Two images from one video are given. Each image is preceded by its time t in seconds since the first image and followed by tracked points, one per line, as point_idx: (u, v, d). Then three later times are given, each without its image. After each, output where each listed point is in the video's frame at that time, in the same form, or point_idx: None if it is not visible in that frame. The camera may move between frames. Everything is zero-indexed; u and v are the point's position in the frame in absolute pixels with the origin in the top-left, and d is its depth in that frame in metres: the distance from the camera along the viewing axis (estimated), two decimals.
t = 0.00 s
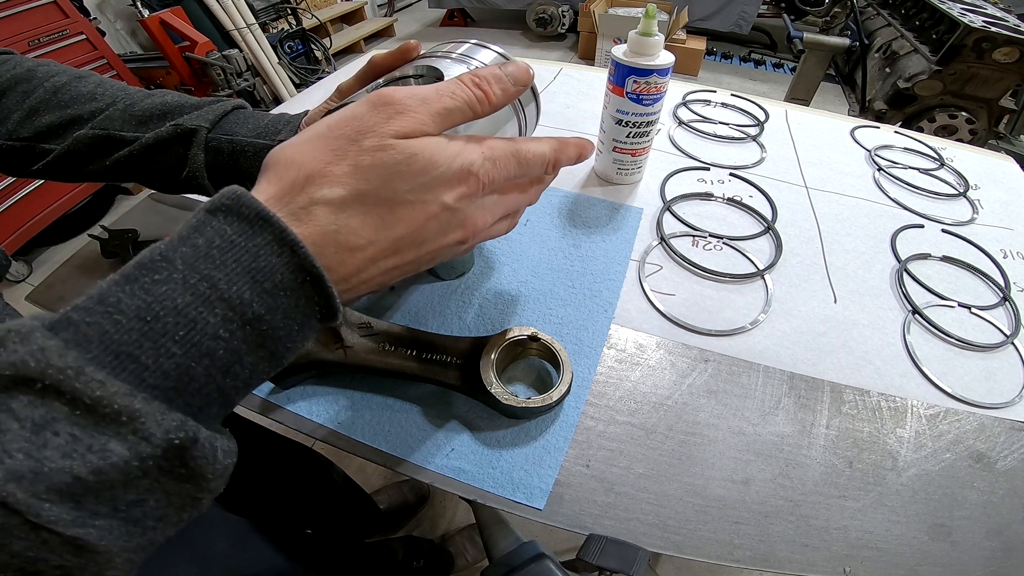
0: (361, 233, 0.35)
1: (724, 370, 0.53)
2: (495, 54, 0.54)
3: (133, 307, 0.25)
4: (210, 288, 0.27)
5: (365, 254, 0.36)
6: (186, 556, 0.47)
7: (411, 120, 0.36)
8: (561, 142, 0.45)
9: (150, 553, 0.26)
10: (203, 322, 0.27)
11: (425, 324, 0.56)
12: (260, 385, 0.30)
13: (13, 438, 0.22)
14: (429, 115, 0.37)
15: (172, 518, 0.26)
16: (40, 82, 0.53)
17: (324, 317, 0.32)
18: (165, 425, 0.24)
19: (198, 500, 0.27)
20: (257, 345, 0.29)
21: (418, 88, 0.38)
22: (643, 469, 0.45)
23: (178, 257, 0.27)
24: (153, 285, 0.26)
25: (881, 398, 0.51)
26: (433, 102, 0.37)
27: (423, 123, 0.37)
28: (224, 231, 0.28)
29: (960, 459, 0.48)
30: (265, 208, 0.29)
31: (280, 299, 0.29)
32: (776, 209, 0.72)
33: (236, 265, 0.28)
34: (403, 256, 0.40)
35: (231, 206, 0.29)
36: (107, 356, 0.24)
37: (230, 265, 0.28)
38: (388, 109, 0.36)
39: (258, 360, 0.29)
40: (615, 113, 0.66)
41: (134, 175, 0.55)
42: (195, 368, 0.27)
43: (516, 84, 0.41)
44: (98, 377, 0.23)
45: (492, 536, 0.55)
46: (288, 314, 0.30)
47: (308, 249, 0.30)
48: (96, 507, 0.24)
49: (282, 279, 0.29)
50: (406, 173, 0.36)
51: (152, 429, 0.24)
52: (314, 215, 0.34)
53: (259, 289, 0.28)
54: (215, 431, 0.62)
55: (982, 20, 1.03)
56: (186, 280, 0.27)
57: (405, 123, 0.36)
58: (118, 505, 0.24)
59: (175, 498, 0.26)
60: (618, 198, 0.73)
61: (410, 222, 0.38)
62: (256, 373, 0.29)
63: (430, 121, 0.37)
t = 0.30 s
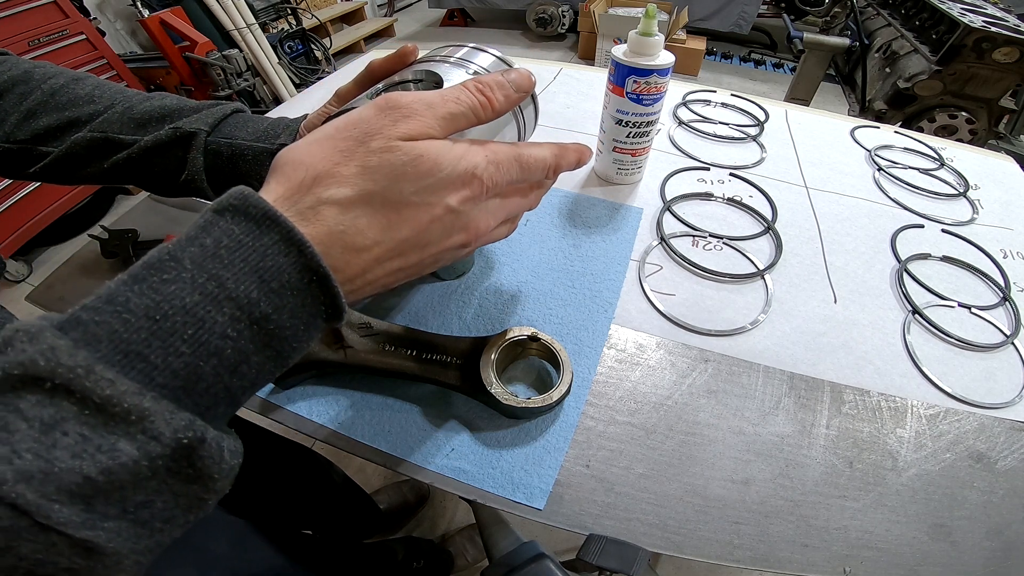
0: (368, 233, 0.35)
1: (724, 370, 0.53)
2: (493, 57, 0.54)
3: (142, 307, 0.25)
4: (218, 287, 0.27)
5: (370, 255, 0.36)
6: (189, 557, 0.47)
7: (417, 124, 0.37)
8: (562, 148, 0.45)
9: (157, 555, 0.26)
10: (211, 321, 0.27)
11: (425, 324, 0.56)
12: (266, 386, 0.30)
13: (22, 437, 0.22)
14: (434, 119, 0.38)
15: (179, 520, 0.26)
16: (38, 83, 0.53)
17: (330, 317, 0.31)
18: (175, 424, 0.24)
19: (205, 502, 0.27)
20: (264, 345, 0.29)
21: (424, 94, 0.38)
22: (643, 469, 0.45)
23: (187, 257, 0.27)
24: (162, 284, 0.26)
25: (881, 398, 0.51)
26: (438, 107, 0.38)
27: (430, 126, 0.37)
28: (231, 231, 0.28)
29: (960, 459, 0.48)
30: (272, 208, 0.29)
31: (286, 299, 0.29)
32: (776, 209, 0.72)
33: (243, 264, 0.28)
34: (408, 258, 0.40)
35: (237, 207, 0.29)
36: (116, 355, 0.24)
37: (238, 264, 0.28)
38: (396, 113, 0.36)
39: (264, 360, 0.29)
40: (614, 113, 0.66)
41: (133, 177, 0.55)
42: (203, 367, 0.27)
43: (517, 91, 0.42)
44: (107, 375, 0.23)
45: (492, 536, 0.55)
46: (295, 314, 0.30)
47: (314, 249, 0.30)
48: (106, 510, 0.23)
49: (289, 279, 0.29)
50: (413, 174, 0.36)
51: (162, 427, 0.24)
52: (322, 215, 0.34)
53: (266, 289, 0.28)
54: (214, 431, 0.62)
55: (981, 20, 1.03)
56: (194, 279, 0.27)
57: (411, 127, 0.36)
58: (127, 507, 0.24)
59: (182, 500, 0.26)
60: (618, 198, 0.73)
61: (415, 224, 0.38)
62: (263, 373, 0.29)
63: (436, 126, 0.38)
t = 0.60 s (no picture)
0: (371, 233, 0.35)
1: (724, 370, 0.53)
2: (494, 60, 0.54)
3: (150, 305, 0.25)
4: (224, 285, 0.27)
5: (373, 255, 0.36)
6: (191, 557, 0.47)
7: (420, 126, 0.37)
8: (562, 151, 0.45)
9: (162, 554, 0.26)
10: (218, 319, 0.27)
11: (425, 324, 0.56)
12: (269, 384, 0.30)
13: (29, 435, 0.22)
14: (437, 122, 0.38)
15: (183, 519, 0.26)
16: (41, 83, 0.53)
17: (333, 317, 0.32)
18: (181, 421, 0.24)
19: (210, 501, 0.27)
20: (269, 344, 0.29)
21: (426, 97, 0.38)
22: (643, 469, 0.45)
23: (194, 256, 0.27)
24: (169, 282, 0.26)
25: (881, 398, 0.51)
26: (441, 110, 0.38)
27: (432, 129, 0.37)
28: (237, 231, 0.28)
29: (960, 459, 0.48)
30: (278, 208, 0.29)
31: (292, 298, 0.29)
32: (776, 209, 0.72)
33: (249, 263, 0.28)
34: (410, 259, 0.40)
35: (244, 206, 0.29)
36: (124, 352, 0.24)
37: (244, 263, 0.28)
38: (399, 115, 0.36)
39: (268, 359, 0.29)
40: (615, 113, 0.66)
41: (135, 177, 0.55)
42: (209, 365, 0.27)
43: (519, 95, 0.42)
44: (115, 372, 0.23)
45: (492, 536, 0.55)
46: (299, 312, 0.30)
47: (319, 249, 0.30)
48: (111, 508, 0.23)
49: (294, 278, 0.29)
50: (415, 176, 0.36)
51: (168, 424, 0.24)
52: (325, 215, 0.34)
53: (271, 288, 0.28)
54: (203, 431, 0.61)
55: (982, 20, 1.03)
56: (201, 278, 0.27)
57: (415, 129, 0.36)
58: (133, 506, 0.24)
59: (187, 498, 0.26)
60: (618, 198, 0.73)
61: (417, 225, 0.38)
62: (266, 372, 0.29)
63: (438, 129, 0.38)
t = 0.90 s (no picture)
0: (376, 238, 0.35)
1: (724, 370, 0.53)
2: (494, 62, 0.54)
3: (159, 307, 0.26)
4: (232, 288, 0.27)
5: (376, 259, 0.36)
6: (194, 556, 0.47)
7: (423, 131, 0.37)
8: (563, 156, 0.45)
9: (166, 555, 0.26)
10: (225, 321, 0.27)
11: (425, 324, 0.56)
12: (274, 386, 0.30)
13: (39, 435, 0.22)
14: (440, 127, 0.38)
15: (188, 521, 0.26)
16: (42, 83, 0.53)
17: (338, 320, 0.32)
18: (189, 421, 0.24)
19: (214, 502, 0.26)
20: (275, 346, 0.29)
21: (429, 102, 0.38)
22: (643, 469, 0.45)
23: (202, 259, 0.27)
24: (178, 285, 0.26)
25: (881, 398, 0.51)
26: (444, 115, 0.38)
27: (435, 134, 0.37)
28: (245, 235, 0.28)
29: (960, 459, 0.48)
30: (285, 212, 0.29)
31: (298, 301, 0.29)
32: (776, 209, 0.72)
33: (256, 267, 0.28)
34: (413, 264, 0.40)
35: (250, 211, 0.29)
36: (133, 354, 0.24)
37: (251, 267, 0.28)
38: (403, 120, 0.37)
39: (273, 361, 0.29)
40: (615, 113, 0.66)
41: (136, 177, 0.55)
42: (217, 366, 0.27)
43: (521, 100, 0.42)
44: (124, 373, 0.23)
45: (492, 536, 0.55)
46: (305, 316, 0.30)
47: (324, 252, 0.30)
48: (118, 509, 0.23)
49: (301, 281, 0.29)
50: (419, 181, 0.36)
51: (176, 425, 0.24)
52: (330, 219, 0.34)
53: (278, 291, 0.29)
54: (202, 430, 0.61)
55: (982, 20, 1.03)
56: (209, 281, 0.27)
57: (418, 134, 0.36)
58: (139, 507, 0.24)
59: (192, 500, 0.26)
60: (618, 198, 0.73)
61: (420, 229, 0.38)
62: (272, 374, 0.29)
63: (441, 134, 0.38)
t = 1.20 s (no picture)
0: (380, 240, 0.35)
1: (724, 369, 0.53)
2: (490, 64, 0.54)
3: (165, 308, 0.25)
4: (239, 290, 0.27)
5: (381, 261, 0.36)
6: (197, 556, 0.47)
7: (428, 133, 0.37)
8: (568, 157, 0.45)
9: (170, 556, 0.26)
10: (231, 322, 0.27)
11: (425, 324, 0.56)
12: (278, 387, 0.30)
13: (45, 435, 0.22)
14: (446, 129, 0.38)
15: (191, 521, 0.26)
16: (40, 83, 0.52)
17: (342, 323, 0.32)
18: (194, 422, 0.24)
19: (218, 503, 0.26)
20: (279, 347, 0.29)
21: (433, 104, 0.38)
22: (643, 469, 0.45)
23: (209, 260, 0.27)
24: (184, 286, 0.26)
25: (881, 398, 0.51)
26: (448, 117, 0.38)
27: (439, 135, 0.37)
28: (252, 237, 0.28)
29: (960, 459, 0.48)
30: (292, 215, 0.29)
31: (303, 302, 0.29)
32: (776, 209, 0.72)
33: (262, 269, 0.28)
34: (418, 266, 0.40)
35: (257, 214, 0.29)
36: (139, 354, 0.24)
37: (257, 269, 0.28)
38: (409, 122, 0.37)
39: (278, 363, 0.29)
40: (614, 113, 0.66)
41: (132, 179, 0.55)
42: (222, 367, 0.27)
43: (526, 100, 0.42)
44: (131, 373, 0.23)
45: (492, 536, 0.55)
46: (310, 318, 0.30)
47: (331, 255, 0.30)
48: (122, 509, 0.23)
49: (306, 283, 0.29)
50: (424, 183, 0.36)
51: (181, 425, 0.24)
52: (336, 222, 0.34)
53: (284, 293, 0.29)
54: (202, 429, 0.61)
55: (981, 20, 1.03)
56: (215, 282, 0.27)
57: (423, 136, 0.37)
58: (142, 508, 0.24)
59: (196, 500, 0.25)
60: (618, 198, 0.73)
61: (425, 232, 0.38)
62: (276, 376, 0.29)
63: (446, 135, 0.38)
